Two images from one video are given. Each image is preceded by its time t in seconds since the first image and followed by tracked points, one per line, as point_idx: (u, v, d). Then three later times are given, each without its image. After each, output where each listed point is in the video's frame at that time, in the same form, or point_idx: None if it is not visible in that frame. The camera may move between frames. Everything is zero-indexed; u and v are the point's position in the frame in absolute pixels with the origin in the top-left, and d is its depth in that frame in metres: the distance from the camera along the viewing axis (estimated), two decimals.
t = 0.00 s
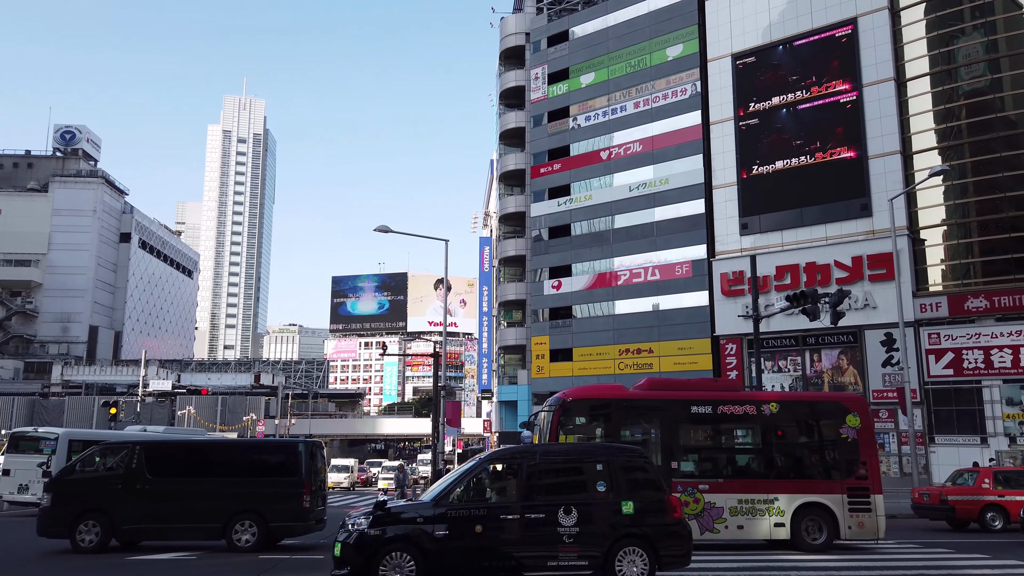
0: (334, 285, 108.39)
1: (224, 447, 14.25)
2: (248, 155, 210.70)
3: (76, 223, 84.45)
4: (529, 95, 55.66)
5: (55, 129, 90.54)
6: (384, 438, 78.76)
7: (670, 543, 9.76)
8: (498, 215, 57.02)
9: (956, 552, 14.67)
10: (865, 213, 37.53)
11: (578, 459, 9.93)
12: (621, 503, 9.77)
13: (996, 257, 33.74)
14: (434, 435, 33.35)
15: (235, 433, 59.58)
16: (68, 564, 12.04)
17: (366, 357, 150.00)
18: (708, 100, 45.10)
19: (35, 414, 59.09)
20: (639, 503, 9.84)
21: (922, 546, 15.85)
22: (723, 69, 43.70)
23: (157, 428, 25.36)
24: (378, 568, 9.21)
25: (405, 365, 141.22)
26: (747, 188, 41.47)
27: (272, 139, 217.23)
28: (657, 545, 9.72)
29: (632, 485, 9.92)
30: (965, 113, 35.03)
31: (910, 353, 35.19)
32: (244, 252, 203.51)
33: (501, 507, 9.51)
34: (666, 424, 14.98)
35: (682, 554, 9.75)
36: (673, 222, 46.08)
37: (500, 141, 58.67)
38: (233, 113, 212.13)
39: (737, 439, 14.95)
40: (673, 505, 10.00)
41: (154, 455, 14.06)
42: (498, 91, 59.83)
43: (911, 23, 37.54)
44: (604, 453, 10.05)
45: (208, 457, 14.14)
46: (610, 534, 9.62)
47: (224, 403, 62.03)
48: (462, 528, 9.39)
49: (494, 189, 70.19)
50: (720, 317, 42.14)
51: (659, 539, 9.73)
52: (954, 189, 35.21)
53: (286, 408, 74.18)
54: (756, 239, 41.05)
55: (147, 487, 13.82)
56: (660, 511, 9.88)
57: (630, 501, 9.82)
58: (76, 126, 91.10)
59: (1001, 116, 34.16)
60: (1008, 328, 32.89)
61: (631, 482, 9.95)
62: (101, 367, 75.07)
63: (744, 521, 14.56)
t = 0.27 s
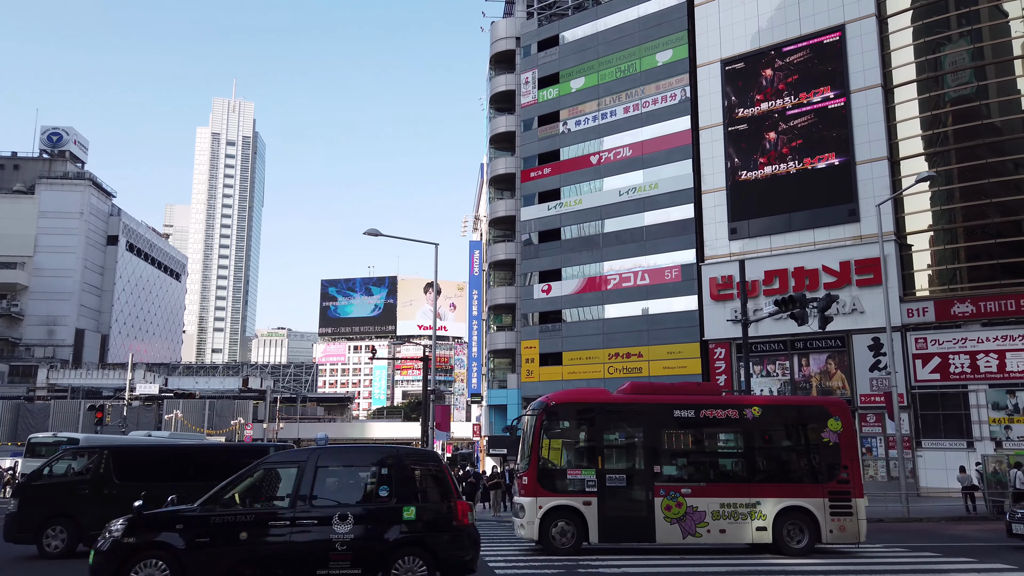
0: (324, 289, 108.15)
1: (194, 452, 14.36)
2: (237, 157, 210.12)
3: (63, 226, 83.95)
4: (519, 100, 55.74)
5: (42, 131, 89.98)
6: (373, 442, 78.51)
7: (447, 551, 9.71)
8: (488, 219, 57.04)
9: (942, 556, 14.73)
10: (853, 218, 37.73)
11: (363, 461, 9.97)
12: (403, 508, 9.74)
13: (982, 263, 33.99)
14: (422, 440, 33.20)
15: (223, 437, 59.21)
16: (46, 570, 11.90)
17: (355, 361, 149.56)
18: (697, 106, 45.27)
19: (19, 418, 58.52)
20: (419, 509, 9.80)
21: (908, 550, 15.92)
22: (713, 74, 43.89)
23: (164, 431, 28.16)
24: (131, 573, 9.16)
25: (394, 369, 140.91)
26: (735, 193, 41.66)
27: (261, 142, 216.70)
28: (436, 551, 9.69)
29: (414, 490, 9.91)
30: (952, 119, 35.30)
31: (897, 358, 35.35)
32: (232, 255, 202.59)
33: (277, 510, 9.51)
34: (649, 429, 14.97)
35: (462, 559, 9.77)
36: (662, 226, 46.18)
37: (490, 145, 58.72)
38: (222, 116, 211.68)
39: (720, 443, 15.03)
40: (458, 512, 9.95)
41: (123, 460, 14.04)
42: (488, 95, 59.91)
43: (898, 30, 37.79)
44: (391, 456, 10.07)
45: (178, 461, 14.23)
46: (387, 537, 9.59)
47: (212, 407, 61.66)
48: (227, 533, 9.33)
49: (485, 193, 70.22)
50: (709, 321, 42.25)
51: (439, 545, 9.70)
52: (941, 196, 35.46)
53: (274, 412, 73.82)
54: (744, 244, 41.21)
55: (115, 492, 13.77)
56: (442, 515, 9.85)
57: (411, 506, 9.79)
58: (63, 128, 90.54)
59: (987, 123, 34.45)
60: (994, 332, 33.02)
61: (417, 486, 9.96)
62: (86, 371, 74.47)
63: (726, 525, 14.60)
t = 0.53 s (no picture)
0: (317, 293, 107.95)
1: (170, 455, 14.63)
2: (230, 161, 209.80)
3: (54, 229, 83.63)
4: (513, 104, 55.80)
5: (33, 134, 89.67)
6: (365, 446, 78.25)
7: (215, 559, 9.38)
8: (481, 223, 57.04)
9: (934, 560, 14.74)
10: (845, 223, 37.85)
11: (133, 467, 9.64)
12: (169, 514, 9.45)
13: (973, 268, 34.13)
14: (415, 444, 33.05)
15: (214, 441, 58.92)
16: None
17: (348, 365, 149.21)
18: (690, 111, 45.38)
19: (8, 421, 58.08)
20: (188, 513, 9.50)
21: (900, 554, 15.93)
22: (706, 79, 44.01)
23: (179, 436, 31.57)
24: None
25: (387, 372, 140.62)
26: (728, 198, 41.78)
27: (254, 145, 216.48)
28: (201, 557, 9.38)
29: (182, 495, 9.57)
30: (943, 125, 35.48)
31: (889, 362, 35.44)
32: (225, 258, 202.03)
33: (36, 515, 9.33)
34: (634, 433, 14.94)
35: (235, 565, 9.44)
36: (655, 230, 46.22)
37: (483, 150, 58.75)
38: (215, 119, 211.48)
39: (705, 447, 15.01)
40: (230, 517, 9.59)
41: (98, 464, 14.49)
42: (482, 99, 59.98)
43: (890, 36, 37.94)
44: (162, 460, 9.71)
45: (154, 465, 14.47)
46: (147, 548, 9.36)
47: (203, 411, 61.34)
48: None
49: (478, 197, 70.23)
50: (703, 326, 42.30)
51: (203, 551, 9.39)
52: (932, 201, 35.61)
53: (266, 416, 73.54)
54: (737, 248, 41.29)
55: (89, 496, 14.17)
56: (212, 520, 9.53)
57: (178, 512, 9.48)
58: (54, 131, 90.22)
59: (978, 128, 34.63)
60: (984, 337, 33.17)
61: (189, 491, 9.62)
62: (77, 374, 74.10)
63: (710, 529, 14.60)
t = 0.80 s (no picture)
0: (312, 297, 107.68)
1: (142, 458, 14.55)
2: (226, 164, 209.65)
3: (48, 232, 83.39)
4: (509, 108, 55.88)
5: (28, 137, 89.45)
6: (360, 450, 78.05)
7: None
8: (477, 227, 57.06)
9: (931, 565, 14.70)
10: (840, 228, 37.97)
11: None
12: None
13: (967, 273, 34.23)
14: (410, 448, 32.92)
15: (209, 445, 58.69)
16: None
17: (344, 369, 148.99)
18: (686, 115, 45.48)
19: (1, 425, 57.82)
20: None
21: (896, 559, 15.90)
22: (702, 84, 44.13)
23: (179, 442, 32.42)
24: None
25: (382, 377, 140.41)
26: (723, 203, 41.86)
27: (250, 149, 216.40)
28: None
29: None
30: (937, 130, 35.64)
31: (884, 367, 35.53)
32: (220, 262, 201.53)
33: None
34: (618, 437, 14.91)
35: None
36: (651, 235, 46.28)
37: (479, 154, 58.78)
38: (211, 123, 211.48)
39: (689, 451, 14.96)
40: None
41: (70, 468, 14.37)
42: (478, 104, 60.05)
43: (884, 42, 38.09)
44: None
45: (125, 469, 14.43)
46: None
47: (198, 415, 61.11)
48: None
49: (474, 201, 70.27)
50: (698, 330, 42.34)
51: None
52: (926, 206, 35.74)
53: (260, 420, 73.34)
54: (733, 253, 41.37)
55: (61, 501, 14.10)
56: None
57: None
58: (49, 134, 90.02)
59: (972, 134, 34.80)
60: (979, 342, 33.27)
61: None
62: (71, 378, 73.76)
63: (695, 534, 14.60)
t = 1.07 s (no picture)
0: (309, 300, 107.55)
1: (118, 462, 14.54)
2: (223, 168, 209.61)
3: (45, 235, 83.22)
4: (507, 112, 55.93)
5: (25, 140, 89.35)
6: (358, 454, 77.91)
7: None
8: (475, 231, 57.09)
9: (929, 569, 14.71)
10: (837, 232, 38.04)
11: None
12: None
13: (963, 277, 34.32)
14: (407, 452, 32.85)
15: (205, 449, 58.54)
16: None
17: (341, 372, 148.81)
18: (683, 120, 45.55)
19: None
20: None
21: (894, 563, 15.93)
22: (699, 88, 44.21)
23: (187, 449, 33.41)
24: None
25: (380, 380, 140.24)
26: (720, 207, 41.94)
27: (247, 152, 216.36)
28: None
29: None
30: (934, 135, 35.78)
31: (880, 371, 35.60)
32: (216, 265, 201.17)
33: None
34: (602, 440, 14.86)
35: None
36: (649, 239, 46.33)
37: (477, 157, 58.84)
38: (208, 126, 211.50)
39: (673, 455, 14.94)
40: None
41: (48, 472, 14.39)
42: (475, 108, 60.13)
43: (880, 47, 38.22)
44: None
45: (100, 474, 14.40)
46: None
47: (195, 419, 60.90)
48: None
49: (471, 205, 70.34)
50: (695, 334, 42.38)
51: None
52: (923, 210, 35.83)
53: (257, 424, 73.17)
54: (730, 257, 41.42)
55: (38, 506, 14.12)
56: None
57: None
58: (46, 137, 89.79)
59: (968, 138, 34.93)
60: (975, 346, 33.31)
61: None
62: (67, 381, 73.48)
63: (678, 537, 14.58)
